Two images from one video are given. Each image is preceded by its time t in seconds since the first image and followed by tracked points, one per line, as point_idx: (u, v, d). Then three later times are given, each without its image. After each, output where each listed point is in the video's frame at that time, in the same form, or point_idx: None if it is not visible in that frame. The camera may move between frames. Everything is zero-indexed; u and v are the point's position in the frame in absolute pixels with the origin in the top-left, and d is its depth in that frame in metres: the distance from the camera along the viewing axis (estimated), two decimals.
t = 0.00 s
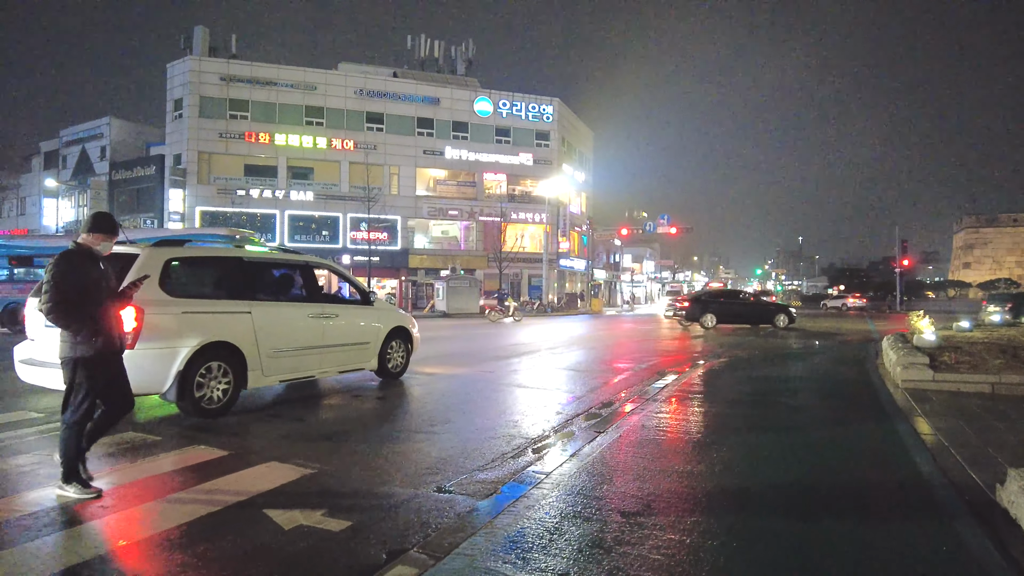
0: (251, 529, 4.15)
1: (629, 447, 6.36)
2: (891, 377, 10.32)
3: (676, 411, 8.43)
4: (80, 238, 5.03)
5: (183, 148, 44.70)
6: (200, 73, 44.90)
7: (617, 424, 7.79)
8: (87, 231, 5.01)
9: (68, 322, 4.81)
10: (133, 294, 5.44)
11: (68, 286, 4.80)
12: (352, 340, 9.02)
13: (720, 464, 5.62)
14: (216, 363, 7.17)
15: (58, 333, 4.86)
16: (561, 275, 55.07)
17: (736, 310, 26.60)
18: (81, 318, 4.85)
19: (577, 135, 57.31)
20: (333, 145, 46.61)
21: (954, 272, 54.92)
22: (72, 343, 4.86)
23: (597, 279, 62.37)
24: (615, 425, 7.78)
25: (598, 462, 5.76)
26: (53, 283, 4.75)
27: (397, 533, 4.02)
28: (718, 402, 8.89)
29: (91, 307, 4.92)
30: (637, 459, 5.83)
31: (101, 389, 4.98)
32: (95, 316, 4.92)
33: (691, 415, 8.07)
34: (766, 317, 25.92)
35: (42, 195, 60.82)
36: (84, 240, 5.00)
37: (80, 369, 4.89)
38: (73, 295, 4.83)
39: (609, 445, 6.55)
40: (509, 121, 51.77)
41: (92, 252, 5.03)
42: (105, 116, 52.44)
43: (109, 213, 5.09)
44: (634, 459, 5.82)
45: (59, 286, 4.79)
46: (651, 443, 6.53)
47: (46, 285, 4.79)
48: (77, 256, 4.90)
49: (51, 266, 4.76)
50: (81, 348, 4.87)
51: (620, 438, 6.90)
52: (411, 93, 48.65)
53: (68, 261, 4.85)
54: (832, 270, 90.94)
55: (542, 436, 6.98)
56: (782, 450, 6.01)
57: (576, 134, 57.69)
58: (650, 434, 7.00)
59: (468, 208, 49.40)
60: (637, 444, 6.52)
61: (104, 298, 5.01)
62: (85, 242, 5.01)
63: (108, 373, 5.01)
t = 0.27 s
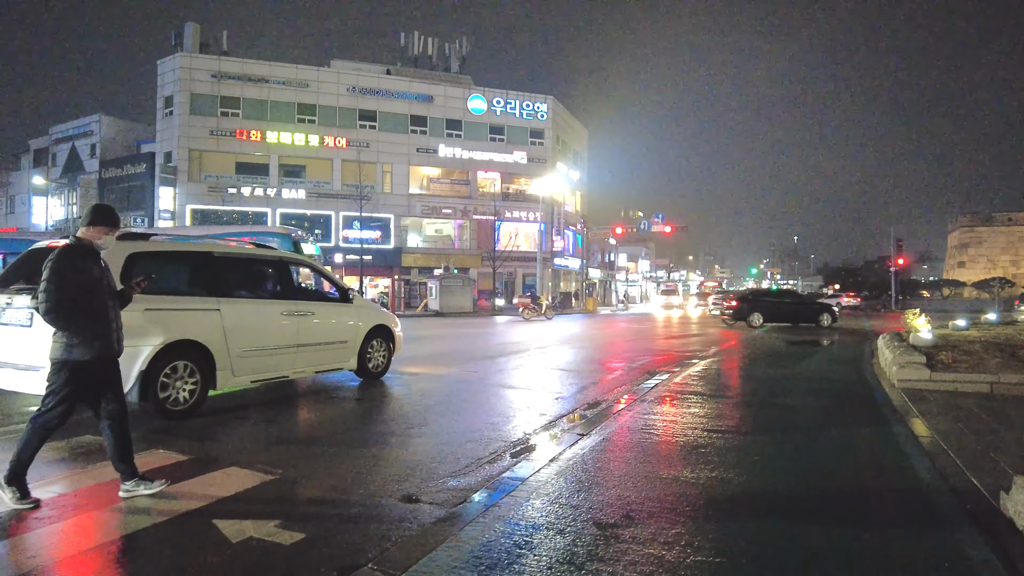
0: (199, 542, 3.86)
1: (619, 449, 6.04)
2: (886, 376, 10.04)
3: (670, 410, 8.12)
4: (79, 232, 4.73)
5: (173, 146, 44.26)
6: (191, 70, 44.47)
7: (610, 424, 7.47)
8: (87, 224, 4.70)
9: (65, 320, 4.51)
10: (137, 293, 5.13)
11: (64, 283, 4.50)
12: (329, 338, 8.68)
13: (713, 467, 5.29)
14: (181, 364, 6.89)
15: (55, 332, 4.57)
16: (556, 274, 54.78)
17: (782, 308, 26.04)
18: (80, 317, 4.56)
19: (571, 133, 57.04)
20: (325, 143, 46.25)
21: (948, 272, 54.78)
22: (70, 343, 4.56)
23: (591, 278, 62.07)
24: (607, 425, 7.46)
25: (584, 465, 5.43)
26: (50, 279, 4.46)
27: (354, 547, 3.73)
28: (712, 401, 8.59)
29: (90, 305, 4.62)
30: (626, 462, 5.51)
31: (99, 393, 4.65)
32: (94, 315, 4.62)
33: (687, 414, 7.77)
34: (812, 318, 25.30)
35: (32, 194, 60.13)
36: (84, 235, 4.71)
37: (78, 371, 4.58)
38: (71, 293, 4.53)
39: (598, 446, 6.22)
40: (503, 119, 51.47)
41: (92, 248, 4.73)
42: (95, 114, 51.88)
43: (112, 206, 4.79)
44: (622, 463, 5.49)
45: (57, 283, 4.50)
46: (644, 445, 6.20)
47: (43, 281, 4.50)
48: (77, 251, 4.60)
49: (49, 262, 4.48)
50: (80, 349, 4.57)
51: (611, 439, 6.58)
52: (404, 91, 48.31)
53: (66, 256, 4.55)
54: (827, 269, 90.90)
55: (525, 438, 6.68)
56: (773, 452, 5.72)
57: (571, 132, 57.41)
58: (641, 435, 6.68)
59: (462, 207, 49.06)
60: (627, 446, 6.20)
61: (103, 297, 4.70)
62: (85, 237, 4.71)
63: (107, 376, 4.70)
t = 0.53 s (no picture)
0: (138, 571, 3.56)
1: (610, 462, 5.70)
2: (883, 381, 9.76)
3: (665, 417, 7.79)
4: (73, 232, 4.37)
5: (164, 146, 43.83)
6: (182, 69, 44.08)
7: (602, 432, 7.15)
8: (80, 223, 4.34)
9: (56, 327, 4.15)
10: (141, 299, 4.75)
11: (53, 286, 4.14)
12: (305, 344, 8.37)
13: (706, 483, 4.94)
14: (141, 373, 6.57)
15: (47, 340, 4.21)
16: (551, 275, 54.47)
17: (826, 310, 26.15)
18: (71, 324, 4.19)
19: (566, 133, 56.76)
20: (318, 143, 45.87)
21: (944, 272, 54.57)
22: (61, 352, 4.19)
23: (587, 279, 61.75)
24: (600, 433, 7.13)
25: (570, 480, 5.09)
26: (38, 282, 4.11)
27: None
28: (703, 408, 8.29)
29: (84, 310, 4.25)
30: (614, 477, 5.16)
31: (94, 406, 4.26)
32: (87, 321, 4.25)
33: (683, 421, 7.45)
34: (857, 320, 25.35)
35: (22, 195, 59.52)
36: (76, 234, 4.34)
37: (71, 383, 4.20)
38: (61, 297, 4.16)
39: (587, 458, 5.89)
40: (497, 119, 51.16)
41: (87, 249, 4.36)
42: (85, 114, 51.38)
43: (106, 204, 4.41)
44: (611, 477, 5.15)
45: (46, 285, 4.13)
46: (636, 457, 5.85)
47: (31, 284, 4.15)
48: (69, 252, 4.23)
49: (37, 264, 4.12)
50: (72, 358, 4.19)
51: (603, 449, 6.24)
52: (397, 91, 47.96)
53: (57, 257, 4.19)
54: (824, 270, 90.72)
55: (507, 448, 6.37)
56: (764, 464, 5.42)
57: (565, 133, 57.11)
58: (632, 445, 6.35)
59: (456, 207, 48.71)
60: (618, 457, 5.87)
61: (98, 302, 4.32)
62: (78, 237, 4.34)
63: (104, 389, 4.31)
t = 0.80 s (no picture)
0: None
1: (604, 465, 5.32)
2: (885, 381, 9.43)
3: (664, 418, 7.41)
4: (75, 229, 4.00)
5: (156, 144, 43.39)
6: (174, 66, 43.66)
7: (598, 433, 6.77)
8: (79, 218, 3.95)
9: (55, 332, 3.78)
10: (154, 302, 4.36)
11: (53, 286, 3.76)
12: (281, 343, 8.03)
13: (704, 490, 4.57)
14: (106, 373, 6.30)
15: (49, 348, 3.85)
16: (548, 274, 54.12)
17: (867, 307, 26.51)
18: (71, 330, 3.80)
19: (563, 132, 56.45)
20: (312, 141, 45.48)
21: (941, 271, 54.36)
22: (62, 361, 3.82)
23: (584, 278, 61.42)
24: (596, 434, 6.75)
25: (557, 487, 4.72)
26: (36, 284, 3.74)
27: None
28: (700, 409, 7.92)
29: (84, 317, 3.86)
30: (605, 483, 4.79)
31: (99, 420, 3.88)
32: (91, 327, 3.87)
33: (684, 421, 7.06)
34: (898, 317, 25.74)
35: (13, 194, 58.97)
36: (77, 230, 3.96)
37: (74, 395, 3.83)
38: (60, 299, 3.78)
39: (578, 461, 5.53)
40: (493, 117, 50.82)
41: (88, 247, 3.97)
42: (77, 112, 50.90)
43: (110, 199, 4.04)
44: (602, 484, 4.77)
45: (44, 287, 3.76)
46: (631, 461, 5.47)
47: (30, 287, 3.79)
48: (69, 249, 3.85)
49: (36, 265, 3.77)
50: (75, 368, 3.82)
51: (598, 451, 5.88)
52: (392, 89, 47.58)
53: (56, 256, 3.81)
54: (820, 269, 90.55)
55: (493, 451, 5.99)
56: (761, 468, 5.06)
57: (561, 131, 56.76)
58: (626, 447, 5.98)
59: (452, 206, 48.32)
60: (612, 459, 5.50)
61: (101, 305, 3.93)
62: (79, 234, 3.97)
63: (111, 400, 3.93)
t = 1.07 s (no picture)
0: None
1: (587, 482, 4.97)
2: (886, 387, 9.07)
3: (659, 428, 7.05)
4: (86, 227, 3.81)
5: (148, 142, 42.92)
6: (167, 63, 43.22)
7: (587, 445, 6.42)
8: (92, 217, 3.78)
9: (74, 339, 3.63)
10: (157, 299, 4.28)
11: (75, 292, 3.59)
12: (254, 348, 7.65)
13: (689, 513, 4.21)
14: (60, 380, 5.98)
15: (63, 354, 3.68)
16: (544, 274, 53.76)
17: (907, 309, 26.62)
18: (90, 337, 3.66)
19: (559, 130, 56.09)
20: (306, 139, 45.05)
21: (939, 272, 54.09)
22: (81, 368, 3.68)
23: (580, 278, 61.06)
24: (586, 445, 6.40)
25: (533, 508, 4.36)
26: (55, 290, 3.56)
27: None
28: (695, 418, 7.55)
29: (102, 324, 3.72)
30: (586, 504, 4.42)
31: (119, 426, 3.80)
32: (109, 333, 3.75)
33: (681, 431, 6.70)
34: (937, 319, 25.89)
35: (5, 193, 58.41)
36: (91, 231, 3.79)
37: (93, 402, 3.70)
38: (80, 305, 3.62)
39: (562, 477, 5.15)
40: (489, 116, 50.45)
41: (102, 246, 3.82)
42: (69, 109, 50.41)
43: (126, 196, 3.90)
44: (581, 505, 4.40)
45: (63, 291, 3.58)
46: (617, 477, 5.11)
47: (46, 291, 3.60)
48: (88, 253, 3.69)
49: (53, 269, 3.58)
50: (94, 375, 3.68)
51: (584, 465, 5.52)
52: (387, 86, 47.17)
53: (73, 258, 3.63)
54: (818, 269, 90.32)
55: (473, 466, 5.64)
56: (752, 487, 4.72)
57: (558, 130, 56.35)
58: (615, 460, 5.63)
59: (447, 205, 47.91)
60: (597, 475, 5.14)
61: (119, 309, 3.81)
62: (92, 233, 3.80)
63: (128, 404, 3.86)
